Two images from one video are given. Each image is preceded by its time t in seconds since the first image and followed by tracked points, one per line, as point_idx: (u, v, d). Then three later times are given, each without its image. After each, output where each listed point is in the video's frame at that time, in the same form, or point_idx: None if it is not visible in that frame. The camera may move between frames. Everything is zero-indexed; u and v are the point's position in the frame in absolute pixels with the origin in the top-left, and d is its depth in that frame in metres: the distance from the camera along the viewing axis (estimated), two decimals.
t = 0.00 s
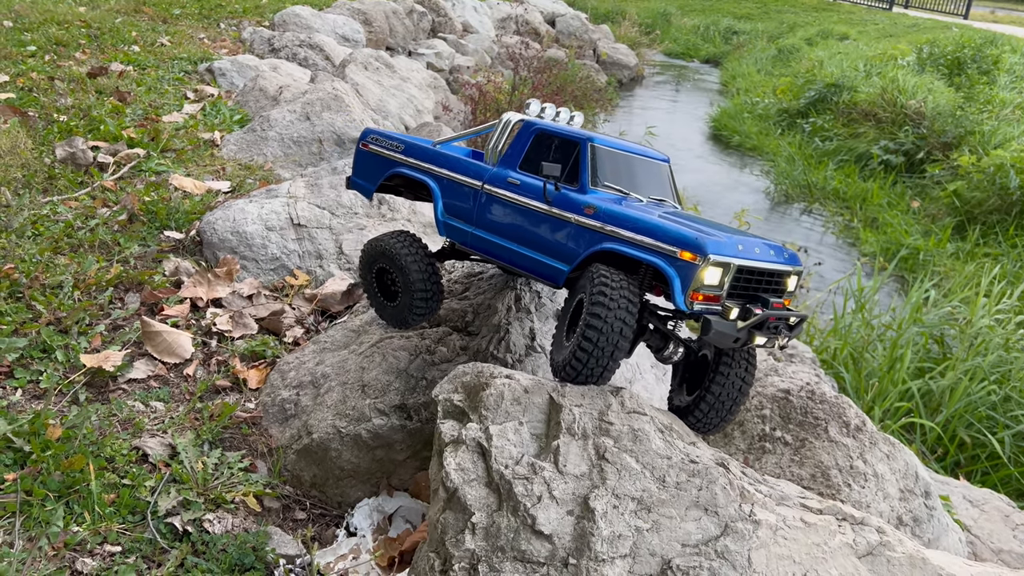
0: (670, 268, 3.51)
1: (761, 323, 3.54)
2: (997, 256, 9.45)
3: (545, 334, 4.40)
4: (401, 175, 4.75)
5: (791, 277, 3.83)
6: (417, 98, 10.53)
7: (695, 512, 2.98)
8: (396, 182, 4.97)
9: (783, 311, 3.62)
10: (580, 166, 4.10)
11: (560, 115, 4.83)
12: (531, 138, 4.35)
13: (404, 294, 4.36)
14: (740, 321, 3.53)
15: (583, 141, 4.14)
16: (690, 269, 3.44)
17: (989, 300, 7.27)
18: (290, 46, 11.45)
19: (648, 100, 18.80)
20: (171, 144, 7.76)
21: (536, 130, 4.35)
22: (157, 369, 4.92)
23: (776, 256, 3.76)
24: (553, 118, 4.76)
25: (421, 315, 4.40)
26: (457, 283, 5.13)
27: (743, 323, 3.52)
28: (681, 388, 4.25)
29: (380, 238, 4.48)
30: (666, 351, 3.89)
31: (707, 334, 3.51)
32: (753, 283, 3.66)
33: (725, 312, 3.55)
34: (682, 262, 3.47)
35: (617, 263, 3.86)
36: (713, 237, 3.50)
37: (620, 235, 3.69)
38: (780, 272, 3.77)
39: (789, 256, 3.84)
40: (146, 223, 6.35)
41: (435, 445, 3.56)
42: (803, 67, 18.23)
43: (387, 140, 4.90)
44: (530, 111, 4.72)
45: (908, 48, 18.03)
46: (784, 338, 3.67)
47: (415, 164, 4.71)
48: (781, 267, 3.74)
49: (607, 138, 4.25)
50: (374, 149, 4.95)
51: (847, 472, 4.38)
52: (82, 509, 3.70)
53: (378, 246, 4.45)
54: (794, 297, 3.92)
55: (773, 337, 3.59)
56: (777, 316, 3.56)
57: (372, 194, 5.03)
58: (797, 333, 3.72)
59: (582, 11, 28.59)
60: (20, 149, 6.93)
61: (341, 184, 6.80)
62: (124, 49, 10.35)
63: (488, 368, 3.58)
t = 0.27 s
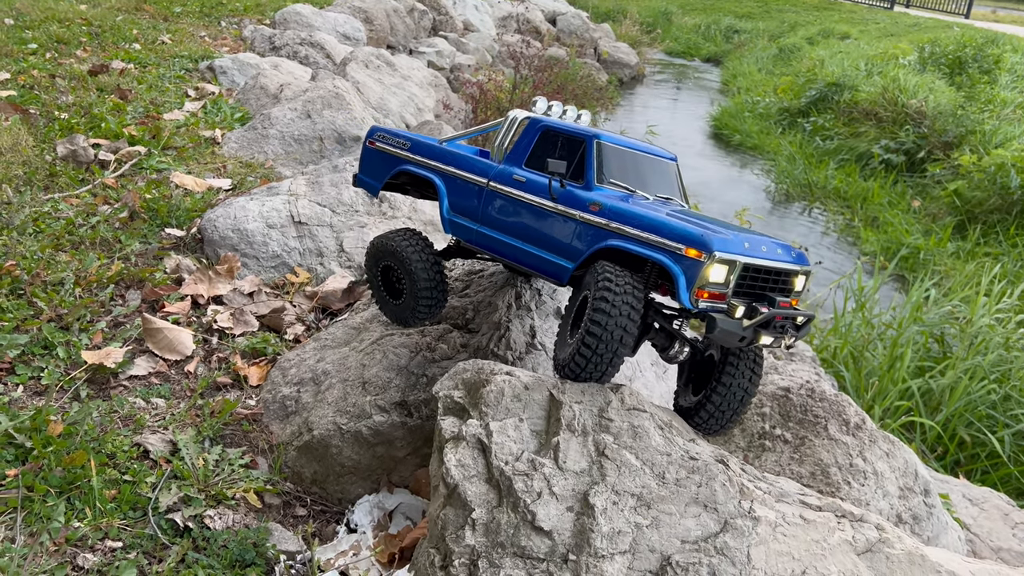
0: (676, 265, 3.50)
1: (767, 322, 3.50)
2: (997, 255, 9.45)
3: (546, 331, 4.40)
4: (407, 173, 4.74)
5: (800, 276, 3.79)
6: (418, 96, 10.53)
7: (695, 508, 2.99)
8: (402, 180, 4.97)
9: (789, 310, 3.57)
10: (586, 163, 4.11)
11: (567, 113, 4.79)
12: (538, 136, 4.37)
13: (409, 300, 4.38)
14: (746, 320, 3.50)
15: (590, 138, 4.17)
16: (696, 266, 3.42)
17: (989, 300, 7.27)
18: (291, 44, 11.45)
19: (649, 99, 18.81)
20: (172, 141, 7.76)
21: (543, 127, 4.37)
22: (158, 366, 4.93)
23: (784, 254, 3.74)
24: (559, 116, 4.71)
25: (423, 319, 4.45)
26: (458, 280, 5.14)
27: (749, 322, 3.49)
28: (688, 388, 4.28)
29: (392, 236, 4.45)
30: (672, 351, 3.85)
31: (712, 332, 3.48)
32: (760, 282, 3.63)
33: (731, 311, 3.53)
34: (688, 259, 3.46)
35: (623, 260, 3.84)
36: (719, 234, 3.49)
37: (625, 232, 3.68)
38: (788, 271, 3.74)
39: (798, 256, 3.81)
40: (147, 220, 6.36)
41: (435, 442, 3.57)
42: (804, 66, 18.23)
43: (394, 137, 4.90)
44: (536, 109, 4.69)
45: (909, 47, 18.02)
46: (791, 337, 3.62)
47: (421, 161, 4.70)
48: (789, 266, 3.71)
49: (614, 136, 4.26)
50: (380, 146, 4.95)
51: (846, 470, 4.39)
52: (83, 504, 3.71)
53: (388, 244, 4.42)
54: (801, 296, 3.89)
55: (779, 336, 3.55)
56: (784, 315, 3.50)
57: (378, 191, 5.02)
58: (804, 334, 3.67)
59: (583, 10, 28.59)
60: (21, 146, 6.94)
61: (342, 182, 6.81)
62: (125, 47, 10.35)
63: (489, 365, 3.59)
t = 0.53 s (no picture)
0: (682, 264, 3.48)
1: (774, 322, 3.45)
2: (998, 255, 9.44)
3: (546, 329, 4.41)
4: (414, 171, 4.73)
5: (808, 278, 3.75)
6: (419, 94, 10.53)
7: (695, 506, 3.00)
8: (409, 178, 4.96)
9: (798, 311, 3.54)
10: (593, 161, 4.10)
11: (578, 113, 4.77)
12: (545, 134, 4.35)
13: (408, 302, 4.43)
14: (753, 320, 3.45)
15: (597, 136, 4.13)
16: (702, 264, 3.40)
17: (990, 299, 7.26)
18: (291, 42, 11.44)
19: (650, 98, 18.80)
20: (173, 139, 7.76)
21: (550, 125, 4.34)
22: (159, 363, 4.94)
23: (792, 255, 3.70)
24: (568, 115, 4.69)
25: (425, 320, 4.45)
26: (459, 278, 5.14)
27: (756, 322, 3.44)
28: (693, 390, 4.17)
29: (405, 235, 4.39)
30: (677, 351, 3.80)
31: (718, 332, 3.44)
32: (768, 282, 3.60)
33: (737, 310, 3.50)
34: (694, 258, 3.44)
35: (629, 259, 3.82)
36: (727, 234, 3.46)
37: (631, 231, 3.66)
38: (796, 272, 3.70)
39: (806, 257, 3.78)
40: (148, 218, 6.36)
41: (436, 439, 3.57)
42: (805, 65, 18.23)
43: (401, 135, 4.89)
44: (545, 107, 4.69)
45: (911, 46, 18.00)
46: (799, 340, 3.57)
47: (428, 160, 4.68)
48: (797, 267, 3.68)
49: (622, 135, 4.24)
50: (388, 144, 4.93)
51: (846, 469, 4.39)
52: (84, 501, 3.71)
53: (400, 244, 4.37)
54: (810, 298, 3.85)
55: (787, 338, 3.50)
56: (792, 315, 3.47)
57: (385, 190, 5.01)
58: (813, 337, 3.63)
59: (584, 8, 28.58)
60: (22, 144, 6.94)
61: (343, 180, 6.81)
62: (126, 45, 10.35)
63: (489, 362, 3.60)
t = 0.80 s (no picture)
0: (686, 261, 3.42)
1: (780, 321, 3.35)
2: (998, 254, 9.44)
3: (546, 325, 4.42)
4: (420, 169, 4.70)
5: (815, 278, 3.67)
6: (419, 92, 10.54)
7: (693, 501, 3.02)
8: (415, 178, 4.94)
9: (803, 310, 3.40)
10: (598, 158, 4.08)
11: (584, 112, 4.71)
12: (552, 133, 4.34)
13: (406, 303, 4.44)
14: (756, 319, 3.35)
15: (602, 133, 4.15)
16: (706, 261, 3.35)
17: (990, 297, 7.27)
18: (292, 40, 11.45)
19: (651, 96, 18.80)
20: (174, 136, 7.77)
21: (556, 123, 4.35)
22: (160, 359, 4.95)
23: (798, 255, 3.63)
24: (575, 114, 4.64)
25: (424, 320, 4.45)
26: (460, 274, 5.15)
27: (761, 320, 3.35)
28: (699, 392, 4.11)
29: (417, 240, 4.29)
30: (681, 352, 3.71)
31: (722, 330, 3.36)
32: (773, 281, 3.53)
33: (742, 308, 3.42)
34: (698, 255, 3.38)
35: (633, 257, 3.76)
36: (731, 231, 3.41)
37: (635, 227, 3.60)
38: (803, 271, 3.62)
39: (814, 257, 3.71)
40: (149, 214, 6.37)
41: (435, 434, 3.59)
42: (806, 64, 18.23)
43: (408, 134, 4.86)
44: (550, 106, 4.64)
45: (912, 45, 18.01)
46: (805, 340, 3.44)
47: (433, 158, 4.65)
48: (804, 267, 3.60)
49: (627, 133, 4.22)
50: (394, 142, 4.89)
51: (846, 465, 4.40)
52: (85, 496, 3.73)
53: (411, 248, 4.28)
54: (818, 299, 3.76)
55: (793, 338, 3.38)
56: (797, 314, 3.33)
57: (391, 188, 4.98)
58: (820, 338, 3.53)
59: (585, 7, 28.59)
60: (23, 141, 6.95)
61: (343, 177, 6.82)
62: (127, 42, 10.36)
63: (489, 358, 3.61)
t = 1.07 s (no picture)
0: (693, 262, 3.36)
1: (788, 325, 3.28)
2: (999, 253, 9.44)
3: (546, 324, 4.42)
4: (429, 169, 4.64)
5: (825, 284, 3.59)
6: (420, 91, 10.54)
7: (694, 499, 3.03)
8: (425, 178, 4.90)
9: (812, 315, 3.38)
10: (607, 159, 4.01)
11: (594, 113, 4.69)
12: (561, 133, 4.29)
13: (410, 303, 4.39)
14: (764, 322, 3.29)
15: (611, 134, 4.06)
16: (714, 263, 3.29)
17: (991, 297, 7.27)
18: (293, 38, 11.44)
19: (652, 95, 18.80)
20: (175, 134, 7.77)
21: (565, 124, 4.29)
22: (161, 357, 4.95)
23: (809, 259, 3.56)
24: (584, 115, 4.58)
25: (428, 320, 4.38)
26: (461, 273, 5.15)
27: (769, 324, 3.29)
28: (704, 397, 4.04)
29: (429, 246, 4.19)
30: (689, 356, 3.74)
31: (729, 333, 3.29)
32: (783, 285, 3.46)
33: (749, 312, 3.36)
34: (705, 256, 3.32)
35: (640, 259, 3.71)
36: (740, 233, 3.35)
37: (642, 228, 3.55)
38: (813, 276, 3.54)
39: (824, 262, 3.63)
40: (150, 212, 6.37)
41: (436, 432, 3.60)
42: (807, 62, 18.23)
43: (418, 133, 4.80)
44: (560, 107, 4.60)
45: (912, 44, 18.00)
46: (812, 345, 3.39)
47: (441, 156, 4.60)
48: (814, 271, 3.53)
49: (637, 134, 4.16)
50: (403, 142, 4.84)
51: (846, 464, 4.41)
52: (86, 493, 3.73)
53: (422, 253, 4.18)
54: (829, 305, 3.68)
55: (801, 342, 3.34)
56: (806, 319, 3.30)
57: (400, 187, 4.92)
58: (830, 344, 3.45)
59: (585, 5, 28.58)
60: (23, 139, 6.95)
61: (343, 175, 6.83)
62: (128, 40, 10.36)
63: (490, 356, 3.62)
